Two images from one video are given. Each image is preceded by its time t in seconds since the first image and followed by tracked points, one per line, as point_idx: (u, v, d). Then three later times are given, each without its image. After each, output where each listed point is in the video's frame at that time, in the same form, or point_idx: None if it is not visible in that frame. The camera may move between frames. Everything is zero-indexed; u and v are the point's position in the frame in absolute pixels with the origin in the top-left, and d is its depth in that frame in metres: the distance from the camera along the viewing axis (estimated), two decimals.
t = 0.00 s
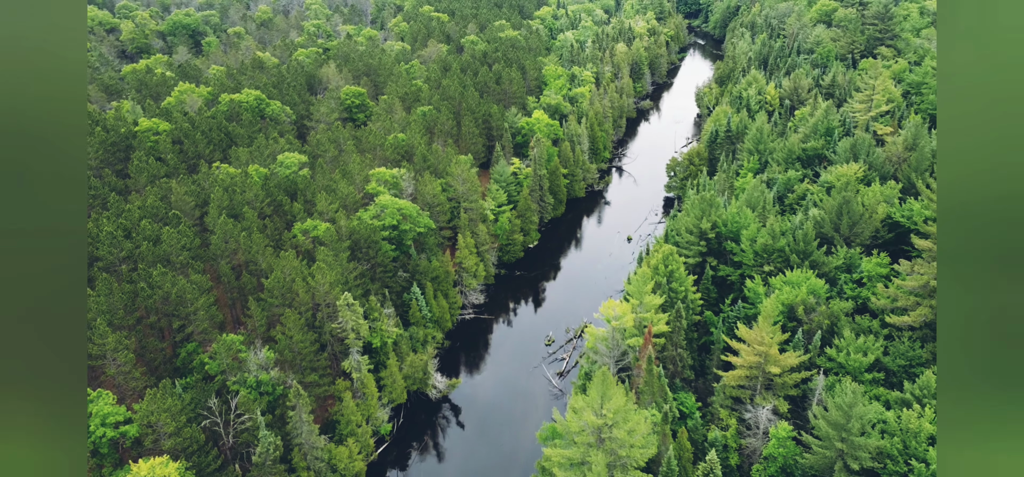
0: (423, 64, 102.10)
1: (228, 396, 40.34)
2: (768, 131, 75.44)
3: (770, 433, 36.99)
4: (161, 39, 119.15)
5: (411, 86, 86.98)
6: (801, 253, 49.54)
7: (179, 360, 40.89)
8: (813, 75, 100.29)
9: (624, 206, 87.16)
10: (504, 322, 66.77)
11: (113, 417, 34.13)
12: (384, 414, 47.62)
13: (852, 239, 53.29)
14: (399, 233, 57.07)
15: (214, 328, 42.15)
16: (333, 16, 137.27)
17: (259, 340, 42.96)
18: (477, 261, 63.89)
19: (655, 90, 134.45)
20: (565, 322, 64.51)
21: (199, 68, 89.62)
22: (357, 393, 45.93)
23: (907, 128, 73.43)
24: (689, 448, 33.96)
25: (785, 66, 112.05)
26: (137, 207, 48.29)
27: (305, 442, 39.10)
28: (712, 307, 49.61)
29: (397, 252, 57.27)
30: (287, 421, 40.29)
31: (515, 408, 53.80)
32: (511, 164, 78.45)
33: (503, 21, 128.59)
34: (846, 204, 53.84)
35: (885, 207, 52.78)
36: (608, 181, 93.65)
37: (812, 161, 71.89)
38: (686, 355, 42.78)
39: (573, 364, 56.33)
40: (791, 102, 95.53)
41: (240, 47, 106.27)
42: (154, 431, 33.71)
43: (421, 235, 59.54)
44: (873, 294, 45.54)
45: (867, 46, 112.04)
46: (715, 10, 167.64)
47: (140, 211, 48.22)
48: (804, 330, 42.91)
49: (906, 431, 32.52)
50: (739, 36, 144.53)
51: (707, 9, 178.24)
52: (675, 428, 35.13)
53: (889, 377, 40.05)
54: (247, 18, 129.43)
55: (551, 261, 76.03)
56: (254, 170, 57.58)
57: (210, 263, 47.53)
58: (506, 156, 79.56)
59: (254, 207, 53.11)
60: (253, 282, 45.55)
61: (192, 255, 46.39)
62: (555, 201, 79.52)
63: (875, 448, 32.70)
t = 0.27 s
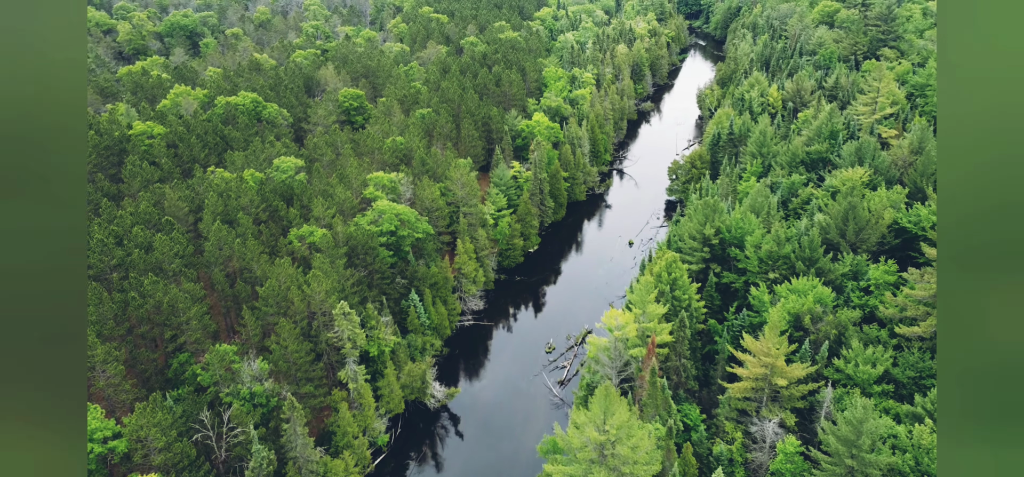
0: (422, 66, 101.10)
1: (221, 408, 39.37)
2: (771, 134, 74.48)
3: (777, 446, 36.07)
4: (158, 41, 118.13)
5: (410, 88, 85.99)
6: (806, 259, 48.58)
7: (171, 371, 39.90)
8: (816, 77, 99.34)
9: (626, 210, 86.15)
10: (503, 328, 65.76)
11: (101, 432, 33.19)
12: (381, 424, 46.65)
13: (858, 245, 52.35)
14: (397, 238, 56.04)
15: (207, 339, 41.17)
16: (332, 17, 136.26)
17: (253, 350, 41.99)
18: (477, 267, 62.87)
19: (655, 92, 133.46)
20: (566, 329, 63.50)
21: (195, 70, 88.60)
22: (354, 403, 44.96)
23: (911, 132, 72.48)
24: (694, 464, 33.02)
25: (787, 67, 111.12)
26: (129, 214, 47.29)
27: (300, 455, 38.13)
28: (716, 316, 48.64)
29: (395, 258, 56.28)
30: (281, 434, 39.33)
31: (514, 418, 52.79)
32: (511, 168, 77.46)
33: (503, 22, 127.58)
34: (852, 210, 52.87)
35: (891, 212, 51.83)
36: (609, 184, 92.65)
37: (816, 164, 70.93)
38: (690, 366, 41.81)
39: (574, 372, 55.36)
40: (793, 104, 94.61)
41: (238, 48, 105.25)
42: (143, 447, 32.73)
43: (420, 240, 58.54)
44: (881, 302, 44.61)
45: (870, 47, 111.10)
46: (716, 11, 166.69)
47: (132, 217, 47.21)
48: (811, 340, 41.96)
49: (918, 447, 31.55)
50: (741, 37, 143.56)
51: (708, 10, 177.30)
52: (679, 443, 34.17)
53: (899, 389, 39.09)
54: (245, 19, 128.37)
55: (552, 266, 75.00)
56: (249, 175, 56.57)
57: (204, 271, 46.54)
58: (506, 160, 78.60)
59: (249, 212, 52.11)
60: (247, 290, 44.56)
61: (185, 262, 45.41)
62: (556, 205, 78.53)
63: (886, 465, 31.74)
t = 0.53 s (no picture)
0: (421, 69, 99.93)
1: (212, 423, 38.30)
2: (775, 138, 73.31)
3: (785, 464, 35.01)
4: (155, 42, 117.03)
5: (409, 91, 84.85)
6: (814, 268, 47.41)
7: (161, 385, 38.81)
8: (819, 79, 98.17)
9: (627, 215, 84.98)
10: (503, 336, 64.55)
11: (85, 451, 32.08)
12: (378, 437, 45.45)
13: (865, 253, 51.24)
14: (395, 245, 54.92)
15: (198, 352, 40.06)
16: (331, 18, 135.20)
17: (246, 363, 40.91)
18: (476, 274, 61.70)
19: (657, 94, 132.23)
20: (566, 337, 62.31)
21: (191, 73, 87.41)
22: (350, 417, 43.80)
23: (918, 136, 71.30)
24: None
25: (790, 70, 109.95)
26: (120, 222, 46.15)
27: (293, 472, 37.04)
28: (721, 327, 47.47)
29: (393, 266, 55.13)
30: (274, 450, 38.22)
31: (514, 429, 51.57)
32: (511, 172, 76.29)
33: (503, 24, 126.41)
34: (859, 217, 51.74)
35: (900, 220, 50.69)
36: (610, 187, 91.46)
37: (821, 169, 69.79)
38: (695, 379, 40.65)
39: (575, 383, 54.20)
40: (796, 107, 93.51)
41: (235, 50, 104.08)
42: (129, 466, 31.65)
43: (418, 247, 57.38)
44: (890, 313, 43.53)
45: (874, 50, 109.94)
46: (717, 13, 165.54)
47: (123, 225, 46.06)
48: (819, 353, 40.80)
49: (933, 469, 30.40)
50: (742, 39, 142.35)
51: (710, 11, 176.10)
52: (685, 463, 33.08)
53: (911, 404, 37.91)
54: (243, 21, 127.25)
55: (552, 272, 73.80)
56: (244, 181, 55.40)
57: (196, 280, 45.46)
58: (506, 164, 77.43)
59: (244, 219, 51.02)
60: (239, 300, 43.45)
61: (177, 272, 44.32)
62: (556, 210, 77.36)
63: None
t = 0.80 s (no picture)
0: (420, 71, 98.97)
1: (204, 437, 37.36)
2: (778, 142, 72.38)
3: None
4: (152, 44, 116.02)
5: (407, 93, 83.86)
6: (820, 276, 46.48)
7: (151, 397, 37.81)
8: (822, 82, 97.15)
9: (628, 219, 83.97)
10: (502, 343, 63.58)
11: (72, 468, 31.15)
12: (375, 449, 44.46)
13: (871, 260, 50.31)
14: (392, 252, 53.90)
15: (190, 363, 39.13)
16: (329, 20, 134.24)
17: (239, 375, 39.96)
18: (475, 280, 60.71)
19: (658, 96, 131.23)
20: (567, 344, 61.32)
21: (188, 75, 86.47)
22: (346, 429, 42.79)
23: (923, 139, 70.27)
24: None
25: (792, 72, 109.00)
26: (111, 229, 45.20)
27: None
28: (725, 336, 46.55)
29: (390, 273, 54.19)
30: (267, 465, 37.26)
31: (513, 440, 50.56)
32: (511, 176, 75.30)
33: (503, 25, 125.49)
34: (865, 223, 50.76)
35: (907, 226, 49.70)
36: (611, 191, 90.47)
37: (825, 174, 68.86)
38: (699, 390, 39.67)
39: (576, 392, 53.22)
40: (799, 110, 92.58)
41: (232, 52, 103.08)
42: None
43: (416, 254, 56.44)
44: (898, 323, 42.62)
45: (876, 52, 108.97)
46: (718, 14, 164.54)
47: (114, 232, 45.10)
48: (826, 364, 39.86)
49: None
50: (744, 41, 141.35)
51: (710, 12, 175.08)
52: None
53: (921, 418, 36.94)
54: (241, 22, 126.30)
55: (552, 277, 72.82)
56: (238, 187, 54.46)
57: (189, 289, 44.47)
58: (505, 167, 76.47)
59: (238, 225, 49.99)
60: (233, 309, 42.43)
61: (169, 281, 43.33)
62: (556, 214, 76.40)
63: None
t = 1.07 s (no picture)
0: (418, 74, 97.83)
1: (193, 455, 36.26)
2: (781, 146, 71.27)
3: None
4: (148, 46, 114.76)
5: (405, 97, 82.69)
6: (827, 286, 45.37)
7: (139, 414, 36.77)
8: (825, 85, 96.02)
9: (629, 224, 82.80)
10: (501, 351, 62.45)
11: None
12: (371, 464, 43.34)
13: (878, 269, 49.21)
14: (389, 261, 52.77)
15: (179, 378, 38.02)
16: (327, 22, 133.08)
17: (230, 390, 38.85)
18: (474, 288, 59.55)
19: (658, 98, 130.10)
20: (567, 353, 60.18)
21: (183, 79, 85.33)
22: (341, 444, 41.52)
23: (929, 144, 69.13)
24: None
25: (794, 75, 107.96)
26: (100, 239, 44.07)
27: None
28: (730, 347, 45.45)
29: (387, 281, 53.06)
30: None
31: (513, 453, 49.45)
32: (510, 181, 74.12)
33: (502, 27, 124.39)
34: (873, 230, 49.64)
35: (915, 234, 48.56)
36: (612, 195, 89.32)
37: (830, 179, 67.76)
38: (704, 405, 38.57)
39: (577, 404, 52.11)
40: (801, 113, 91.53)
41: (228, 54, 101.92)
42: None
43: (413, 262, 55.30)
44: (908, 335, 41.41)
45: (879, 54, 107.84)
46: (718, 15, 163.43)
47: (102, 242, 43.96)
48: (835, 378, 38.74)
49: None
50: (745, 42, 140.24)
51: (711, 13, 173.90)
52: None
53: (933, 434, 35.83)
54: (238, 24, 125.16)
55: (552, 284, 71.65)
56: (232, 194, 53.33)
57: (179, 300, 43.34)
58: (505, 172, 75.32)
59: (230, 234, 48.82)
60: (224, 322, 41.30)
61: (159, 292, 42.19)
62: (556, 220, 75.26)
63: None
